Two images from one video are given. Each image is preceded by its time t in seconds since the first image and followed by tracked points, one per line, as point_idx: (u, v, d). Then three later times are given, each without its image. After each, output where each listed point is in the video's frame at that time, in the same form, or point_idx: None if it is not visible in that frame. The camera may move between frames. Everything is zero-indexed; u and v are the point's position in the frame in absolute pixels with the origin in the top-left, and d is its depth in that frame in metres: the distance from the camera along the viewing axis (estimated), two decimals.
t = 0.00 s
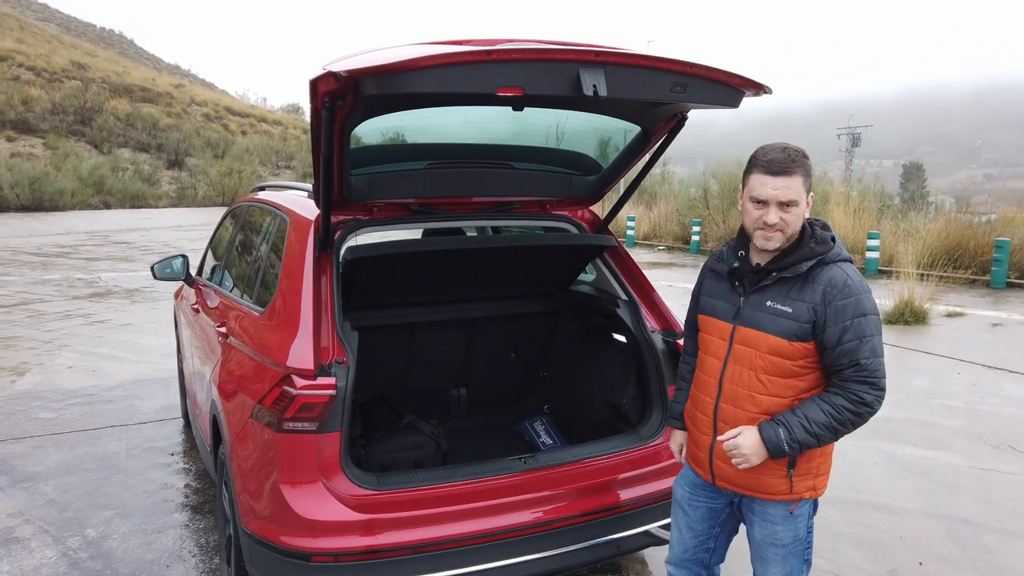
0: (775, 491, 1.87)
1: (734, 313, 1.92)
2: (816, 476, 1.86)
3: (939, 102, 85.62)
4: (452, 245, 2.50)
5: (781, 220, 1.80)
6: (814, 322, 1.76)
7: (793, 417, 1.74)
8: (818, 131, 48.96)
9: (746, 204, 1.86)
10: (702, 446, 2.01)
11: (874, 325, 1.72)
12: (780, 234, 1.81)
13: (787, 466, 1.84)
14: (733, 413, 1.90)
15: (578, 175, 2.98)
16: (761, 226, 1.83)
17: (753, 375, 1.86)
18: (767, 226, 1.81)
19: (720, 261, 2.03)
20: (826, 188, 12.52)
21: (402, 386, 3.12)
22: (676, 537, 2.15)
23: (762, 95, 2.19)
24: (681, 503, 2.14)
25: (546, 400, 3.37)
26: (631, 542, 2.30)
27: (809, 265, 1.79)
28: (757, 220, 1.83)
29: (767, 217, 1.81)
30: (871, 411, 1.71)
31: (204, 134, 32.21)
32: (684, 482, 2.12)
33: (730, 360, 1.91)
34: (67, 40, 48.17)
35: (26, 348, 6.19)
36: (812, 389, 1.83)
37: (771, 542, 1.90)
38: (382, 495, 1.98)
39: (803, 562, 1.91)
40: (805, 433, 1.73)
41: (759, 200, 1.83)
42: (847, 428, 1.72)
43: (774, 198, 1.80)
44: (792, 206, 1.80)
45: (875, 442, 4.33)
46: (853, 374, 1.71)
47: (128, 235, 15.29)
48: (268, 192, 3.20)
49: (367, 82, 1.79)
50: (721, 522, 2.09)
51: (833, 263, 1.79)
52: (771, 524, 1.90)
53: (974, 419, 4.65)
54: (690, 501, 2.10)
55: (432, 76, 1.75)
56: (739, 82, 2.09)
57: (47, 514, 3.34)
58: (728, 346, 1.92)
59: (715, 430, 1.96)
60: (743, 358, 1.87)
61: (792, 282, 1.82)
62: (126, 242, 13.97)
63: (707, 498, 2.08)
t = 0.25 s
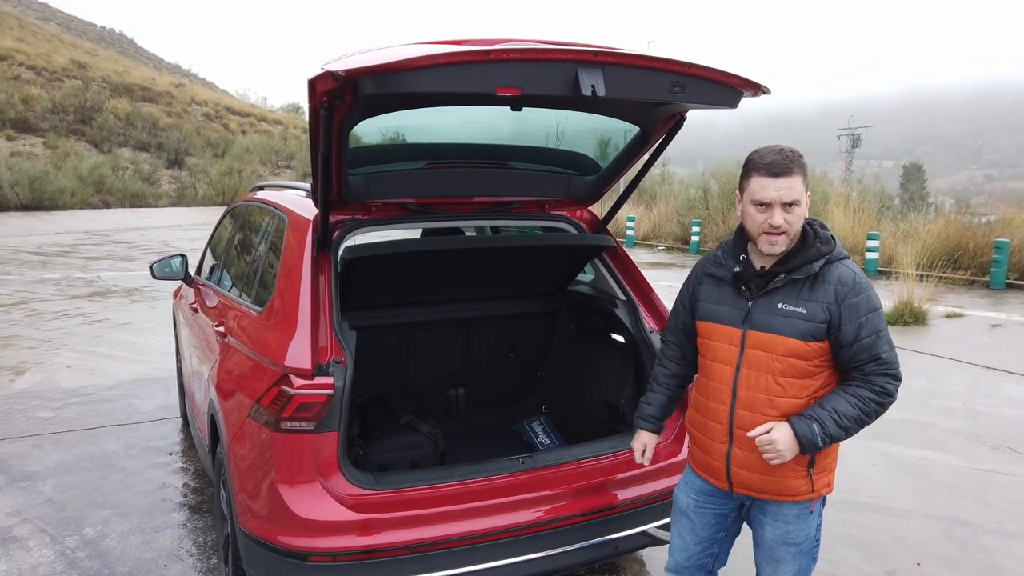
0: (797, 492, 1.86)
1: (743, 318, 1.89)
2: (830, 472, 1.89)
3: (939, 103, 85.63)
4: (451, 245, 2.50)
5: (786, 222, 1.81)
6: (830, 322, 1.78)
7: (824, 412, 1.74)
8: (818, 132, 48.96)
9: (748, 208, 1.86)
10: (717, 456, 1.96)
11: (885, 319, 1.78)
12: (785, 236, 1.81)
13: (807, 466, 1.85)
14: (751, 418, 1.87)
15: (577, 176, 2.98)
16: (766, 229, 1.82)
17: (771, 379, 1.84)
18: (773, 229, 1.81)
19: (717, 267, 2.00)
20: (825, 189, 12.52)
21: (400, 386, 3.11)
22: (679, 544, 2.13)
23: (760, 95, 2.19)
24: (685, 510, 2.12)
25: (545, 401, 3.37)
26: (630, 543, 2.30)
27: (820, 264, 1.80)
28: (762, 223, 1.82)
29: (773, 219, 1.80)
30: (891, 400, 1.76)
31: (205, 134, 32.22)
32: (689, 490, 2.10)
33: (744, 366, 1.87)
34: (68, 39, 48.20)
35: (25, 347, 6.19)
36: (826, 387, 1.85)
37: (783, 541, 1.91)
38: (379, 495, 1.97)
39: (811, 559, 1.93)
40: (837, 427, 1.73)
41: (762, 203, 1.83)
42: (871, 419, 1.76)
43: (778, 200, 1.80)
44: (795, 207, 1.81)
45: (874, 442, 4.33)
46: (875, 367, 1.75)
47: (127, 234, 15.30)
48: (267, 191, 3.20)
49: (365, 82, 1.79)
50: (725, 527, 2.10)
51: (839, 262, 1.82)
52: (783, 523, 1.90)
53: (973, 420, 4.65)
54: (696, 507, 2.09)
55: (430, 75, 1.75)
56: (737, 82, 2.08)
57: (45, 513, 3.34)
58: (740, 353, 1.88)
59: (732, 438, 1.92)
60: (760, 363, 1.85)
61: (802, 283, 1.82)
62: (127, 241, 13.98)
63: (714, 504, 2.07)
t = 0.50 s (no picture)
0: (803, 491, 1.88)
1: (746, 320, 1.88)
2: (833, 468, 1.92)
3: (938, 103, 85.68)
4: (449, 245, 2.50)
5: (782, 226, 1.80)
6: (834, 321, 1.79)
7: (842, 412, 1.74)
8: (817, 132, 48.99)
9: (742, 215, 1.86)
10: (723, 459, 1.95)
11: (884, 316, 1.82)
12: (782, 241, 1.81)
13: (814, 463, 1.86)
14: (759, 421, 1.87)
15: (575, 176, 2.98)
16: (762, 235, 1.82)
17: (778, 381, 1.83)
18: (769, 235, 1.81)
19: (715, 270, 1.98)
20: (824, 189, 12.52)
21: (399, 385, 3.11)
22: (680, 544, 2.13)
23: (757, 95, 2.19)
24: (686, 510, 2.12)
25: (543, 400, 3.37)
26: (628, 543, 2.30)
27: (823, 264, 1.81)
28: (759, 228, 1.82)
29: (768, 225, 1.81)
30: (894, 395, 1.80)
31: (204, 133, 32.20)
32: (691, 491, 2.10)
33: (749, 369, 1.86)
34: (67, 39, 48.17)
35: (24, 346, 6.18)
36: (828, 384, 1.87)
37: (786, 539, 1.92)
38: (376, 495, 1.97)
39: (812, 556, 1.95)
40: (854, 426, 1.73)
41: (757, 209, 1.83)
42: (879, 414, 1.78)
43: (772, 205, 1.80)
44: (790, 211, 1.81)
45: (872, 442, 4.34)
46: (881, 362, 1.77)
47: (126, 234, 15.29)
48: (265, 191, 3.20)
49: (363, 81, 1.79)
50: (726, 526, 2.10)
51: (839, 261, 1.84)
52: (787, 520, 1.91)
53: (971, 420, 4.66)
54: (698, 508, 2.09)
55: (428, 76, 1.75)
56: (734, 82, 2.09)
57: (43, 512, 3.34)
58: (744, 355, 1.87)
59: (738, 441, 1.91)
60: (766, 365, 1.84)
61: (806, 283, 1.82)
62: (126, 241, 13.97)
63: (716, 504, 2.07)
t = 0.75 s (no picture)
0: (790, 491, 1.87)
1: (740, 318, 1.90)
2: (824, 472, 1.90)
3: (937, 104, 85.77)
4: (448, 245, 2.50)
5: (742, 232, 1.82)
6: (828, 323, 1.78)
7: (820, 419, 1.76)
8: (816, 132, 49.02)
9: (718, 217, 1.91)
10: (713, 455, 1.97)
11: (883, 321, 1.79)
12: (744, 246, 1.83)
13: (801, 465, 1.85)
14: (745, 418, 1.88)
15: (574, 175, 2.98)
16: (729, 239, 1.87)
17: (766, 379, 1.84)
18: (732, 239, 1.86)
19: (715, 267, 2.00)
20: (823, 189, 12.53)
21: (398, 385, 3.12)
22: (675, 539, 2.14)
23: (756, 95, 2.19)
24: (681, 506, 2.13)
25: (542, 400, 3.37)
26: (626, 542, 2.30)
27: (819, 266, 1.80)
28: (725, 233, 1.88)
29: (729, 232, 1.85)
30: (886, 404, 1.78)
31: (203, 132, 32.17)
32: (685, 485, 2.11)
33: (740, 365, 1.88)
34: (66, 38, 48.11)
35: (22, 346, 6.18)
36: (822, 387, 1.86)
37: (776, 539, 1.92)
38: (376, 494, 1.97)
39: (804, 557, 1.95)
40: (833, 433, 1.75)
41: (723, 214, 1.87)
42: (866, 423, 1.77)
43: (730, 213, 1.83)
44: (751, 218, 1.81)
45: (871, 442, 4.34)
46: (872, 369, 1.76)
47: (125, 233, 15.27)
48: (264, 190, 3.20)
49: (362, 81, 1.79)
50: (721, 523, 2.10)
51: (837, 263, 1.82)
52: (776, 521, 1.91)
53: (969, 420, 4.67)
54: (692, 503, 2.10)
55: (428, 75, 1.75)
56: (733, 82, 2.09)
57: (42, 512, 3.34)
58: (736, 351, 1.89)
59: (727, 437, 1.93)
60: (755, 363, 1.86)
61: (801, 284, 1.82)
62: (125, 240, 13.95)
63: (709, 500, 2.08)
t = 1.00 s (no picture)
0: (764, 489, 1.88)
1: (724, 313, 1.94)
2: (806, 475, 1.86)
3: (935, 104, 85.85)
4: (445, 244, 2.50)
5: (737, 225, 1.83)
6: (799, 320, 1.77)
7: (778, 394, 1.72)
8: (814, 132, 49.05)
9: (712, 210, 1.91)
10: (696, 445, 2.03)
11: (856, 316, 1.71)
12: (739, 238, 1.84)
13: (775, 464, 1.85)
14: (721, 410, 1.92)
15: (572, 175, 2.98)
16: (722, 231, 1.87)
17: (741, 374, 1.87)
18: (726, 231, 1.85)
19: (714, 262, 2.05)
20: (822, 189, 12.53)
21: (396, 385, 3.12)
22: (671, 532, 2.16)
23: (754, 96, 2.19)
24: (676, 497, 2.15)
25: (540, 400, 3.37)
26: (623, 541, 2.30)
27: (792, 263, 1.80)
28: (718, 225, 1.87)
29: (723, 223, 1.85)
30: (857, 396, 1.64)
31: (202, 132, 32.14)
32: (679, 476, 2.14)
33: (720, 358, 1.93)
34: (65, 37, 48.04)
35: (20, 345, 6.17)
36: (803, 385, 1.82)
37: (759, 539, 1.92)
38: (372, 494, 1.97)
39: (791, 560, 1.92)
40: (788, 408, 1.69)
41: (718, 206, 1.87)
42: (832, 411, 1.65)
43: (726, 204, 1.83)
44: (747, 209, 1.81)
45: (868, 442, 4.35)
46: (836, 360, 1.68)
47: (123, 232, 15.24)
48: (262, 190, 3.20)
49: (359, 80, 1.79)
50: (715, 518, 2.10)
51: (817, 261, 1.79)
52: (758, 520, 1.91)
53: (967, 420, 4.67)
54: (684, 496, 2.12)
55: (425, 75, 1.75)
56: (730, 82, 2.09)
57: (39, 511, 3.34)
58: (719, 345, 1.93)
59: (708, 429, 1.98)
60: (733, 357, 1.89)
61: (779, 281, 1.83)
62: (123, 240, 13.94)
63: (701, 493, 2.10)
